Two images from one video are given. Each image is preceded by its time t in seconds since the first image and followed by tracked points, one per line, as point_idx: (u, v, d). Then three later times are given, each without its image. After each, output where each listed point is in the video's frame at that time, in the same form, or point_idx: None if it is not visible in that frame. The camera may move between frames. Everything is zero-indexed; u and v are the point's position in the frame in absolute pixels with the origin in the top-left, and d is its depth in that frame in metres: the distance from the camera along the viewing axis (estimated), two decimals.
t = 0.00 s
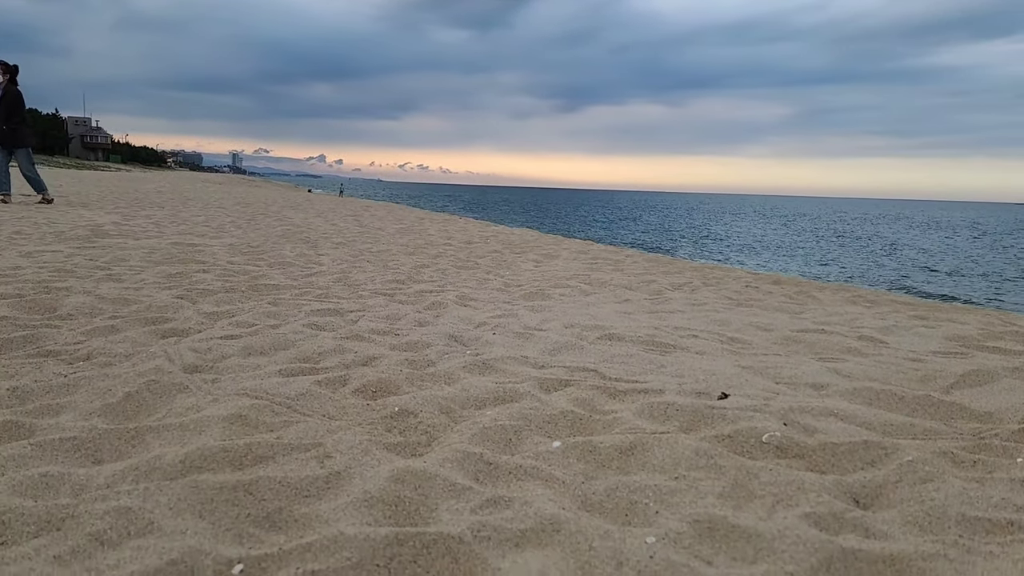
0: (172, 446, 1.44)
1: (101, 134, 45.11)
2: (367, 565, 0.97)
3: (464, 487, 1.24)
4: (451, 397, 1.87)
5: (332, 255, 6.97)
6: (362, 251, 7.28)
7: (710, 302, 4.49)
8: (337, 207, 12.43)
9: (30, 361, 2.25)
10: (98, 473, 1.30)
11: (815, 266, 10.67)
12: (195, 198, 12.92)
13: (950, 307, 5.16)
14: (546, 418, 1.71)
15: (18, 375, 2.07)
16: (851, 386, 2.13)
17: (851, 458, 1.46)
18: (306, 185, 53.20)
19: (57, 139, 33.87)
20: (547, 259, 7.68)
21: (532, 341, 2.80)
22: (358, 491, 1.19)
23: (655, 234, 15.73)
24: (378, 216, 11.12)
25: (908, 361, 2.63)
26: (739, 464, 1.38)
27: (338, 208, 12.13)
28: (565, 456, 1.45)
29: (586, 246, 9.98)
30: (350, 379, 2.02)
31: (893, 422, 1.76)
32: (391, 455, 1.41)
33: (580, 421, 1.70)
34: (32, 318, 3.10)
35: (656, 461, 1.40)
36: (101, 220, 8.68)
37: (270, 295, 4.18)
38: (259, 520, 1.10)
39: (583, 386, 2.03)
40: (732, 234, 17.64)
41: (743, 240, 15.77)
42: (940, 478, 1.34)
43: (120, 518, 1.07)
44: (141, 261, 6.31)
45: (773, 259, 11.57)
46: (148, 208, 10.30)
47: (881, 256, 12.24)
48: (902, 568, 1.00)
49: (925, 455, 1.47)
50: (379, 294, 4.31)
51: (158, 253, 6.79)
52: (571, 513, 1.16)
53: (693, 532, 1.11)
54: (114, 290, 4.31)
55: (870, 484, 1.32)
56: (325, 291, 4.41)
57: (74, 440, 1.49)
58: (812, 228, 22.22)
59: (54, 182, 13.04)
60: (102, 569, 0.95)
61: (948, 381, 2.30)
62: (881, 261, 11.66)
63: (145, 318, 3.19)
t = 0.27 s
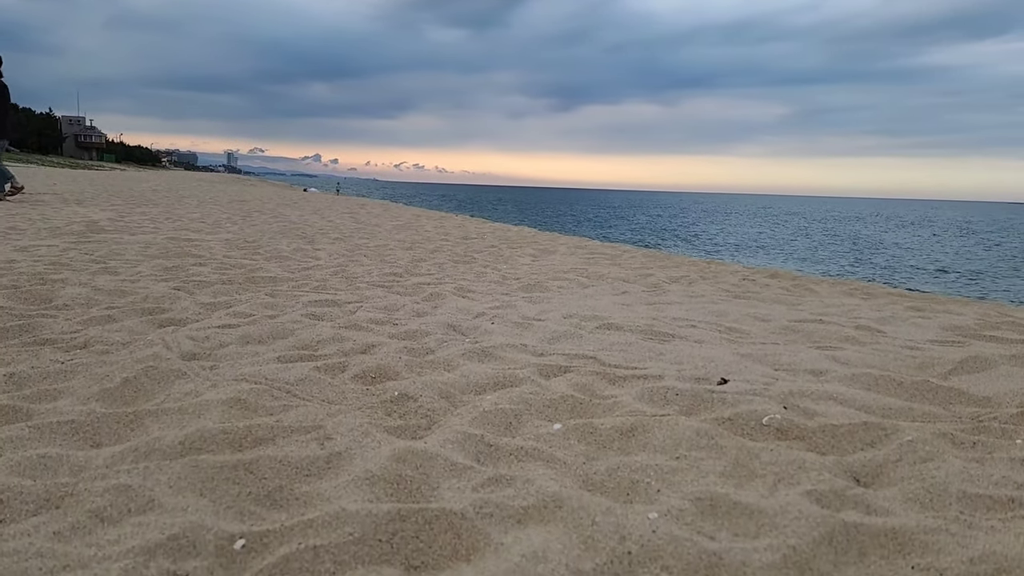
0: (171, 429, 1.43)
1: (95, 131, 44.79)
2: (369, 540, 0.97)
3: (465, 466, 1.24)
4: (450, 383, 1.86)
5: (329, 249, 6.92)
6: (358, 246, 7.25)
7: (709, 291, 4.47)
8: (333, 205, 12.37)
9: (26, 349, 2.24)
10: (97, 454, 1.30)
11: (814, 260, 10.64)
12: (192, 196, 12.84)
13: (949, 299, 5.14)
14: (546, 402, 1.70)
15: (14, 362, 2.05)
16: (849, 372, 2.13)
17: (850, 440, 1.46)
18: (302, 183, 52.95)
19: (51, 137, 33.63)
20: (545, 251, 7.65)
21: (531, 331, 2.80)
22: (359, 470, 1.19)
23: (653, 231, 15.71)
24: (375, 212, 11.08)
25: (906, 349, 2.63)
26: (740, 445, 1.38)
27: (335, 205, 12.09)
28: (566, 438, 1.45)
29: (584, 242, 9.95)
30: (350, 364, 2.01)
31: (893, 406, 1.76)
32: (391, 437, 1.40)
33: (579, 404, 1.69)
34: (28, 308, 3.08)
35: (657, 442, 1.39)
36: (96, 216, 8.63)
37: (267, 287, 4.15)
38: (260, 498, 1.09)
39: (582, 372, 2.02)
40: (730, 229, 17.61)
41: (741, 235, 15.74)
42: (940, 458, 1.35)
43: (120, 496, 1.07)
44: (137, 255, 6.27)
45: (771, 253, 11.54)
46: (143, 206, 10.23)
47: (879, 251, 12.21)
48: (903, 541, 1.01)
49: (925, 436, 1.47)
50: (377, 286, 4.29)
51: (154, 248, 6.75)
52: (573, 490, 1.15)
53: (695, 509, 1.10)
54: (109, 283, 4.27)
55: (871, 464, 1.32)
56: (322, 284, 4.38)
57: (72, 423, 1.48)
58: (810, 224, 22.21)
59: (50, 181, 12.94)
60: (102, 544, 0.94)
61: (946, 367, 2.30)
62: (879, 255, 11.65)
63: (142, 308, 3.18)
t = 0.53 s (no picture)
0: (167, 412, 1.42)
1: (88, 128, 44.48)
2: (368, 516, 0.96)
3: (463, 446, 1.22)
4: (447, 368, 1.84)
5: (325, 240, 6.88)
6: (352, 234, 7.19)
7: (706, 280, 4.45)
8: (329, 202, 12.31)
9: (21, 337, 2.22)
10: (93, 436, 1.29)
11: (811, 252, 10.63)
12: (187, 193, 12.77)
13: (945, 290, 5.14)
14: (544, 387, 1.68)
15: (8, 350, 2.04)
16: (846, 358, 2.12)
17: (849, 422, 1.45)
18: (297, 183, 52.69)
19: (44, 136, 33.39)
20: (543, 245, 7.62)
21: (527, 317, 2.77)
22: (357, 450, 1.18)
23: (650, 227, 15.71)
24: (371, 207, 11.02)
25: (902, 337, 2.63)
26: (739, 426, 1.37)
27: (330, 202, 12.03)
28: (564, 420, 1.42)
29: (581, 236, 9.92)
30: (346, 351, 1.97)
31: (890, 389, 1.75)
32: (389, 419, 1.39)
33: (578, 390, 1.66)
34: (21, 299, 3.05)
35: (655, 424, 1.38)
36: (91, 213, 8.57)
37: (263, 279, 4.12)
38: (258, 477, 1.09)
39: (580, 359, 1.99)
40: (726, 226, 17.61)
41: (738, 229, 15.74)
42: (937, 438, 1.35)
43: (116, 475, 1.07)
44: (131, 250, 6.22)
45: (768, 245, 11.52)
46: (138, 203, 10.16)
47: (875, 244, 12.21)
48: (903, 517, 1.01)
49: (923, 418, 1.47)
50: (372, 277, 4.25)
51: (149, 243, 6.70)
52: (572, 468, 1.15)
53: (694, 487, 1.09)
54: (104, 275, 4.24)
55: (870, 444, 1.32)
56: (319, 276, 4.35)
57: (67, 407, 1.47)
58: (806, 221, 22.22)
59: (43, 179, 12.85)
60: (99, 521, 0.94)
61: (942, 355, 2.30)
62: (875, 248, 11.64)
63: (136, 299, 3.15)
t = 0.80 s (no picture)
0: (155, 400, 1.41)
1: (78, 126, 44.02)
2: (356, 499, 0.96)
3: (453, 432, 1.21)
4: (438, 358, 1.81)
5: (318, 230, 6.82)
6: (343, 228, 7.12)
7: (698, 272, 4.43)
8: (323, 200, 12.25)
9: (8, 330, 2.20)
10: (80, 424, 1.27)
11: (805, 246, 10.64)
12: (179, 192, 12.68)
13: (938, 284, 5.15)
14: (535, 375, 1.65)
15: None
16: (837, 347, 2.10)
17: (838, 407, 1.45)
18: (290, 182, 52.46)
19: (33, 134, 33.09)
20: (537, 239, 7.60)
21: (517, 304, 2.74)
22: (347, 436, 1.17)
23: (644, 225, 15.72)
24: (365, 205, 10.97)
25: (892, 326, 2.63)
26: (729, 412, 1.36)
27: (322, 200, 11.95)
28: (555, 408, 1.39)
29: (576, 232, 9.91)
30: (336, 343, 1.93)
31: (879, 375, 1.75)
32: (378, 405, 1.38)
33: (569, 380, 1.63)
34: (9, 293, 3.02)
35: (646, 410, 1.36)
36: (81, 210, 8.49)
37: (254, 272, 4.08)
38: (246, 463, 1.08)
39: (571, 349, 1.95)
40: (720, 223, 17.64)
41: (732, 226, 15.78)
42: (926, 423, 1.36)
43: (103, 460, 1.06)
44: (122, 246, 6.17)
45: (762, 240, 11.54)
46: (129, 201, 10.08)
47: (868, 240, 12.24)
48: (891, 497, 1.02)
49: (912, 403, 1.48)
50: (362, 270, 4.21)
51: (140, 239, 6.65)
52: (562, 452, 1.14)
53: (685, 470, 1.08)
54: (93, 271, 4.20)
55: (859, 429, 1.32)
56: (311, 269, 4.31)
57: (53, 396, 1.45)
58: (800, 218, 22.29)
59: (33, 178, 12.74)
60: (84, 504, 0.93)
61: (932, 345, 2.30)
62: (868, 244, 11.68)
63: (126, 294, 3.12)
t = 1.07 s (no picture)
0: (133, 392, 1.39)
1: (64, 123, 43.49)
2: (334, 487, 0.95)
3: (435, 422, 1.20)
4: (419, 349, 1.70)
5: (306, 228, 6.76)
6: (332, 225, 7.07)
7: (687, 268, 4.43)
8: (312, 198, 12.16)
9: None
10: (55, 415, 1.25)
11: (794, 245, 10.69)
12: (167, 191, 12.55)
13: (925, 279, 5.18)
14: (520, 367, 1.56)
15: None
16: (821, 341, 2.06)
17: (823, 398, 1.44)
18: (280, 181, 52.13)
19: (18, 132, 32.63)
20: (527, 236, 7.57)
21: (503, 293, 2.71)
22: (326, 426, 1.16)
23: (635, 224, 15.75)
24: (354, 204, 10.90)
25: (878, 319, 2.63)
26: (712, 401, 1.34)
27: (311, 199, 11.87)
28: (538, 399, 1.36)
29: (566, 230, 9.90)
30: (320, 335, 1.90)
31: (862, 367, 1.73)
32: (360, 396, 1.36)
33: (555, 376, 1.52)
34: None
35: (630, 400, 1.34)
36: (66, 208, 8.39)
37: (240, 267, 4.03)
38: (223, 453, 1.07)
39: (557, 341, 1.81)
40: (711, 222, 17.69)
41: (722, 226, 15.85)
42: (908, 412, 1.36)
43: (76, 450, 1.04)
44: (107, 243, 6.09)
45: (752, 239, 11.57)
46: (115, 199, 9.96)
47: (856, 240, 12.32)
48: (871, 483, 1.02)
49: (895, 393, 1.48)
50: (349, 264, 4.17)
51: (125, 236, 6.56)
52: (544, 441, 1.13)
53: (666, 458, 1.07)
54: (76, 266, 4.13)
55: (842, 418, 1.32)
56: (298, 262, 4.26)
57: (29, 389, 1.43)
58: (789, 218, 22.40)
59: (18, 176, 12.57)
60: (55, 493, 0.91)
61: (917, 337, 2.30)
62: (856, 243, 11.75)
63: (108, 289, 3.08)
